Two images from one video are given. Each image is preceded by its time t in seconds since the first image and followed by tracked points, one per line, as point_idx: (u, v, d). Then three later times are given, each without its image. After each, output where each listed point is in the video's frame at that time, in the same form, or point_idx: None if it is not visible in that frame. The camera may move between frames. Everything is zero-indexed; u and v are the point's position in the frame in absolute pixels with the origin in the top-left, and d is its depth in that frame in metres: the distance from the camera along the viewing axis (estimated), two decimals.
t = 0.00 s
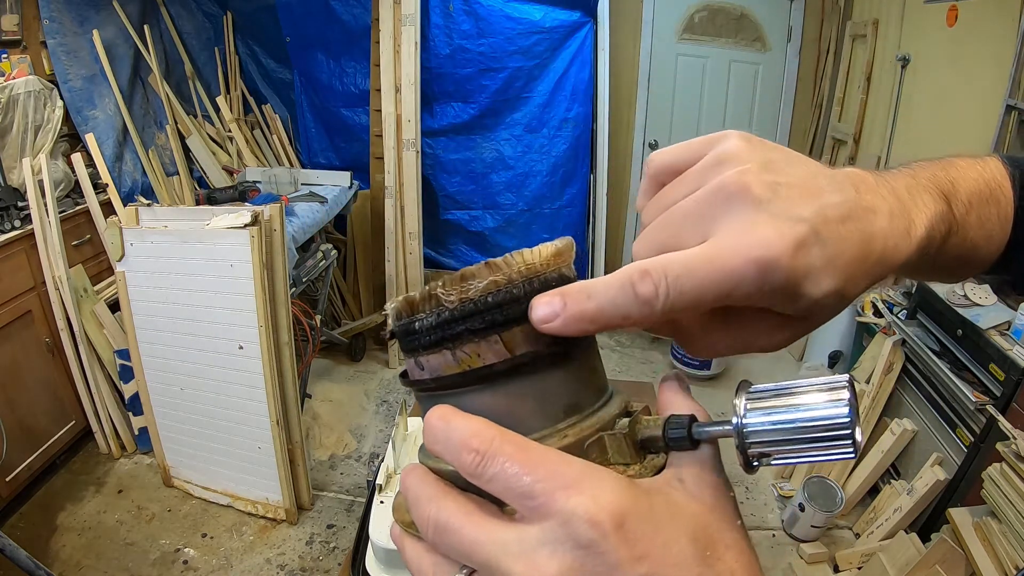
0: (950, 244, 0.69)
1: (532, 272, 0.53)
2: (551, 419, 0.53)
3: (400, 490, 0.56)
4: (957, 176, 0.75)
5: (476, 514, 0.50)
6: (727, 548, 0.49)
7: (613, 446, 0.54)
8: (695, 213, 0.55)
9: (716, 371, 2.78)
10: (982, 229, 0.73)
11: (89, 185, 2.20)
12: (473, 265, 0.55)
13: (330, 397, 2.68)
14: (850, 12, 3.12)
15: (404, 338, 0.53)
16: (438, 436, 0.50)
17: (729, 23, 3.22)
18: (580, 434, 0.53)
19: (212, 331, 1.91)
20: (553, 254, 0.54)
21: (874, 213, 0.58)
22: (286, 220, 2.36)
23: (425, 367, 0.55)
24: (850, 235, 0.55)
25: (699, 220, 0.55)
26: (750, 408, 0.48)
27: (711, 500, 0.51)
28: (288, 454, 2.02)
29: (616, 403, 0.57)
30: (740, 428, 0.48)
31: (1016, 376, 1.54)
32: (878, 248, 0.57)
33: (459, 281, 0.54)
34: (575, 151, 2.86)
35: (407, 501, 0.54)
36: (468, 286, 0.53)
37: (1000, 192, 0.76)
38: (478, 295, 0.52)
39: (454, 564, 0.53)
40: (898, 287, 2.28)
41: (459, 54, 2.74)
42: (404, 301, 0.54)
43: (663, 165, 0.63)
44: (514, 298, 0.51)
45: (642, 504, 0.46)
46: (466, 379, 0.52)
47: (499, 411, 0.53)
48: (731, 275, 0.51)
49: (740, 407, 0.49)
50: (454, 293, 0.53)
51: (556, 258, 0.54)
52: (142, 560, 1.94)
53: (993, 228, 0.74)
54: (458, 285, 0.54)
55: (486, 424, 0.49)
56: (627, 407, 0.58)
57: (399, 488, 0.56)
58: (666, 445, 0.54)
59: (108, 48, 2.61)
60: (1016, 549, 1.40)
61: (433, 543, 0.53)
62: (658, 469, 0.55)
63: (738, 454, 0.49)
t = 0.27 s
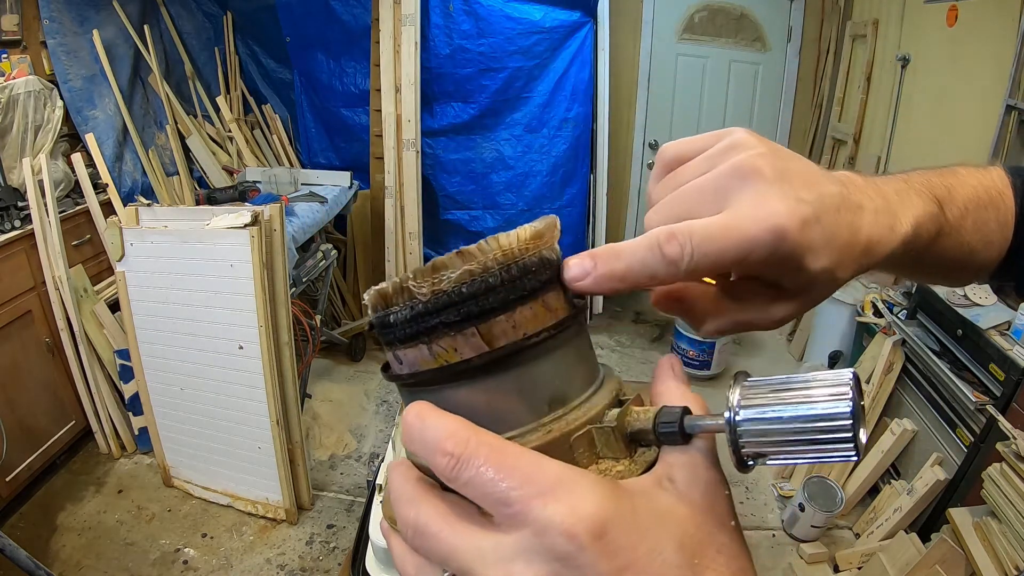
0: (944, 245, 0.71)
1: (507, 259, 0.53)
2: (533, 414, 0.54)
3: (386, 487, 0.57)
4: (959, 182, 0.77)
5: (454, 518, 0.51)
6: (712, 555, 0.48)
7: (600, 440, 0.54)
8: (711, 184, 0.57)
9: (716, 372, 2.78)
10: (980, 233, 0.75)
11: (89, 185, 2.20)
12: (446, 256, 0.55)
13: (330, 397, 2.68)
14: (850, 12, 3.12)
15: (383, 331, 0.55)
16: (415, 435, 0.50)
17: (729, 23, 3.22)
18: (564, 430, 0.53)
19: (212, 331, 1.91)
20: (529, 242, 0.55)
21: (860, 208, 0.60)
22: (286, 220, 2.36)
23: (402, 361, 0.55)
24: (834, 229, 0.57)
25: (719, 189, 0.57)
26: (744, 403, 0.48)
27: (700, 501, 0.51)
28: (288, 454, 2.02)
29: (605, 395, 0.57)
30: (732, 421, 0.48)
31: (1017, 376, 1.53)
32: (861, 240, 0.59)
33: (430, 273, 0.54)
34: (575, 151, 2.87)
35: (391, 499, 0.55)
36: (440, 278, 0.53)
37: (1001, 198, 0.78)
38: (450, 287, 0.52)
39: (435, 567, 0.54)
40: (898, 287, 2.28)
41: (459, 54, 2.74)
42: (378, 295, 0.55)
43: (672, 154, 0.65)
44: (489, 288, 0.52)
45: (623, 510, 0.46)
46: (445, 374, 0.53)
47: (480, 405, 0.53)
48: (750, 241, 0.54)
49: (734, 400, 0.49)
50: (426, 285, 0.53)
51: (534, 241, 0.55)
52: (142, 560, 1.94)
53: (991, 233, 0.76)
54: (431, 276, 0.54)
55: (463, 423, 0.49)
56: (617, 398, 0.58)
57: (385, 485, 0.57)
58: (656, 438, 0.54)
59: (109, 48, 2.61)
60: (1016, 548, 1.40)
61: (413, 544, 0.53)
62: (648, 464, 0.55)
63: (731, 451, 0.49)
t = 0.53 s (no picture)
0: (935, 251, 0.72)
1: (512, 242, 0.54)
2: (537, 397, 0.54)
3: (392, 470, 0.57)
4: (956, 193, 0.78)
5: (457, 500, 0.51)
6: (710, 542, 0.48)
7: (605, 424, 0.55)
8: (710, 176, 0.58)
9: (717, 371, 2.78)
10: (974, 243, 0.76)
11: (89, 185, 2.20)
12: (449, 240, 0.55)
13: (330, 397, 2.68)
14: (849, 12, 3.12)
15: (389, 315, 0.55)
16: (421, 418, 0.50)
17: (729, 24, 3.22)
18: (568, 412, 0.54)
19: (212, 331, 1.91)
20: (532, 224, 0.56)
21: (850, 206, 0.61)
22: (286, 220, 2.35)
23: (408, 344, 0.55)
24: (826, 217, 0.57)
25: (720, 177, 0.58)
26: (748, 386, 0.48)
27: (704, 486, 0.51)
28: (288, 454, 2.02)
29: (609, 379, 0.58)
30: (735, 404, 0.48)
31: (1017, 376, 1.53)
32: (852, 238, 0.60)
33: (434, 256, 0.54)
34: (575, 151, 2.87)
35: (396, 483, 0.55)
36: (444, 261, 0.53)
37: (1000, 209, 0.78)
38: (455, 269, 0.52)
39: (439, 549, 0.55)
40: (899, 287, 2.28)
41: (459, 54, 2.73)
42: (383, 279, 0.54)
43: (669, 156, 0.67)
44: (494, 269, 0.52)
45: (623, 494, 0.46)
46: (449, 358, 0.53)
47: (484, 388, 0.54)
48: (750, 224, 0.54)
49: (737, 384, 0.49)
50: (429, 269, 0.53)
51: (538, 223, 0.56)
52: (142, 561, 1.94)
53: (987, 243, 0.77)
54: (434, 260, 0.54)
55: (467, 406, 0.49)
56: (621, 381, 0.59)
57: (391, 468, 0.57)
58: (660, 422, 0.54)
59: (108, 49, 2.61)
60: (1016, 550, 1.40)
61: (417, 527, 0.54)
62: (653, 447, 0.55)
63: (733, 436, 0.49)
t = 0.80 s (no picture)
0: (932, 265, 0.72)
1: (506, 253, 0.54)
2: (534, 406, 0.54)
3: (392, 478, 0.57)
4: (951, 206, 0.79)
5: (456, 508, 0.51)
6: (708, 550, 0.48)
7: (602, 432, 0.55)
8: (703, 187, 0.58)
9: (716, 372, 2.78)
10: (970, 257, 0.76)
11: (89, 185, 2.20)
12: (444, 251, 0.55)
13: (330, 397, 2.68)
14: (849, 12, 3.12)
15: (386, 327, 0.56)
16: (418, 427, 0.50)
17: (729, 23, 3.21)
18: (565, 421, 0.53)
19: (212, 331, 1.91)
20: (527, 234, 0.56)
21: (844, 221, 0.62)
22: (286, 220, 2.36)
23: (406, 356, 0.56)
24: (821, 231, 0.58)
25: (713, 186, 0.58)
26: (742, 395, 0.49)
27: (700, 493, 0.51)
28: (288, 454, 2.02)
29: (606, 387, 0.58)
30: (729, 412, 0.48)
31: (1017, 376, 1.53)
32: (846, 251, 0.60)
33: (430, 268, 0.55)
34: (575, 150, 2.87)
35: (396, 490, 0.55)
36: (439, 273, 0.54)
37: (995, 223, 0.79)
38: (450, 281, 0.53)
39: (438, 557, 0.55)
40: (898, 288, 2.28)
41: (459, 54, 2.73)
42: (379, 291, 0.55)
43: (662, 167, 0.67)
44: (489, 281, 0.53)
45: (620, 502, 0.46)
46: (445, 369, 0.53)
47: (481, 398, 0.54)
48: (742, 234, 0.54)
49: (732, 392, 0.49)
50: (425, 281, 0.54)
51: (532, 233, 0.56)
52: (142, 560, 1.94)
53: (983, 256, 0.77)
54: (430, 272, 0.54)
55: (463, 416, 0.49)
56: (619, 389, 0.59)
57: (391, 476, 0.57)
58: (657, 431, 0.54)
59: (109, 48, 2.61)
60: (1016, 550, 1.40)
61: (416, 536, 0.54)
62: (651, 455, 0.55)
63: (727, 444, 0.49)
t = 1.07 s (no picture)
0: (936, 262, 0.72)
1: (503, 250, 0.54)
2: (531, 405, 0.54)
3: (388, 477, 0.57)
4: (953, 206, 0.79)
5: (452, 508, 0.51)
6: (707, 550, 0.48)
7: (599, 431, 0.55)
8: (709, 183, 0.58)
9: (716, 371, 2.78)
10: (972, 255, 0.76)
11: (89, 185, 2.20)
12: (440, 248, 0.55)
13: (330, 397, 2.68)
14: (849, 12, 3.12)
15: (382, 324, 0.56)
16: (415, 426, 0.50)
17: (729, 23, 3.21)
18: (562, 420, 0.54)
19: (212, 331, 1.91)
20: (524, 231, 0.56)
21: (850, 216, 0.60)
22: (286, 220, 2.35)
23: (401, 353, 0.56)
24: (830, 221, 0.56)
25: (718, 180, 0.58)
26: (742, 393, 0.49)
27: (699, 492, 0.51)
28: (288, 454, 2.02)
29: (603, 386, 0.58)
30: (729, 410, 0.48)
31: (1017, 376, 1.53)
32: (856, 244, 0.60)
33: (426, 265, 0.55)
34: (575, 150, 2.87)
35: (391, 490, 0.55)
36: (435, 270, 0.54)
37: (996, 224, 0.79)
38: (447, 278, 0.53)
39: (434, 557, 0.55)
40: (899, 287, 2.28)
41: (459, 54, 2.73)
42: (375, 288, 0.55)
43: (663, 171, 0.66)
44: (486, 278, 0.53)
45: (619, 503, 0.46)
46: (441, 367, 0.53)
47: (477, 396, 0.54)
48: (754, 223, 0.53)
49: (732, 390, 0.49)
50: (421, 278, 0.54)
51: (529, 230, 0.56)
52: (142, 560, 1.94)
53: (984, 255, 0.77)
54: (426, 269, 0.54)
55: (460, 415, 0.49)
56: (615, 388, 0.59)
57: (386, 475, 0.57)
58: (654, 429, 0.54)
59: (109, 48, 2.61)
60: (1016, 550, 1.40)
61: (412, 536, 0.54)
62: (649, 453, 0.55)
63: (727, 441, 0.49)
